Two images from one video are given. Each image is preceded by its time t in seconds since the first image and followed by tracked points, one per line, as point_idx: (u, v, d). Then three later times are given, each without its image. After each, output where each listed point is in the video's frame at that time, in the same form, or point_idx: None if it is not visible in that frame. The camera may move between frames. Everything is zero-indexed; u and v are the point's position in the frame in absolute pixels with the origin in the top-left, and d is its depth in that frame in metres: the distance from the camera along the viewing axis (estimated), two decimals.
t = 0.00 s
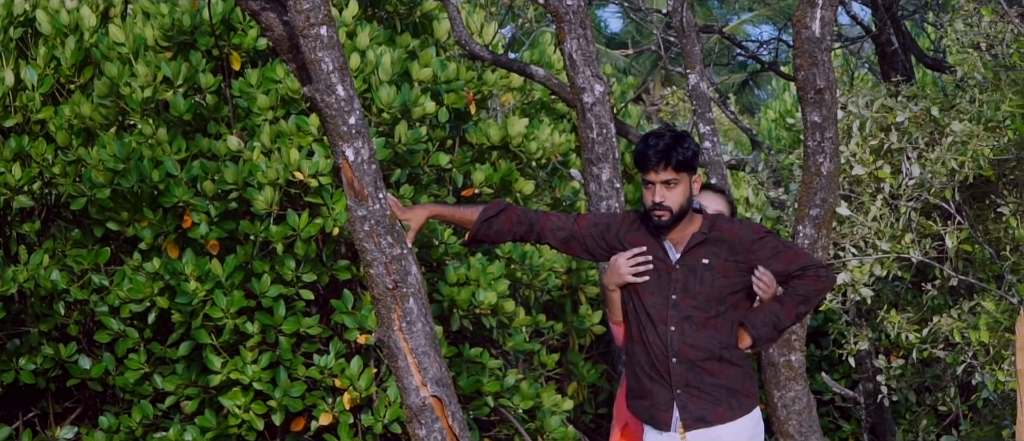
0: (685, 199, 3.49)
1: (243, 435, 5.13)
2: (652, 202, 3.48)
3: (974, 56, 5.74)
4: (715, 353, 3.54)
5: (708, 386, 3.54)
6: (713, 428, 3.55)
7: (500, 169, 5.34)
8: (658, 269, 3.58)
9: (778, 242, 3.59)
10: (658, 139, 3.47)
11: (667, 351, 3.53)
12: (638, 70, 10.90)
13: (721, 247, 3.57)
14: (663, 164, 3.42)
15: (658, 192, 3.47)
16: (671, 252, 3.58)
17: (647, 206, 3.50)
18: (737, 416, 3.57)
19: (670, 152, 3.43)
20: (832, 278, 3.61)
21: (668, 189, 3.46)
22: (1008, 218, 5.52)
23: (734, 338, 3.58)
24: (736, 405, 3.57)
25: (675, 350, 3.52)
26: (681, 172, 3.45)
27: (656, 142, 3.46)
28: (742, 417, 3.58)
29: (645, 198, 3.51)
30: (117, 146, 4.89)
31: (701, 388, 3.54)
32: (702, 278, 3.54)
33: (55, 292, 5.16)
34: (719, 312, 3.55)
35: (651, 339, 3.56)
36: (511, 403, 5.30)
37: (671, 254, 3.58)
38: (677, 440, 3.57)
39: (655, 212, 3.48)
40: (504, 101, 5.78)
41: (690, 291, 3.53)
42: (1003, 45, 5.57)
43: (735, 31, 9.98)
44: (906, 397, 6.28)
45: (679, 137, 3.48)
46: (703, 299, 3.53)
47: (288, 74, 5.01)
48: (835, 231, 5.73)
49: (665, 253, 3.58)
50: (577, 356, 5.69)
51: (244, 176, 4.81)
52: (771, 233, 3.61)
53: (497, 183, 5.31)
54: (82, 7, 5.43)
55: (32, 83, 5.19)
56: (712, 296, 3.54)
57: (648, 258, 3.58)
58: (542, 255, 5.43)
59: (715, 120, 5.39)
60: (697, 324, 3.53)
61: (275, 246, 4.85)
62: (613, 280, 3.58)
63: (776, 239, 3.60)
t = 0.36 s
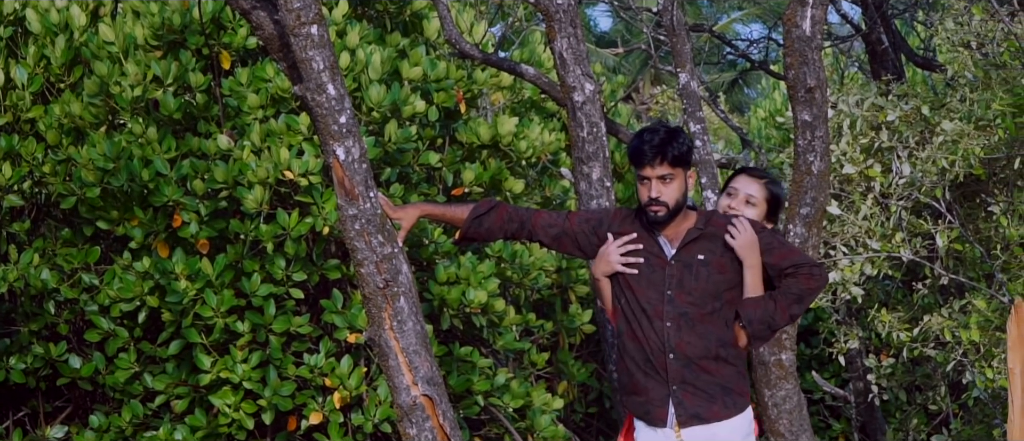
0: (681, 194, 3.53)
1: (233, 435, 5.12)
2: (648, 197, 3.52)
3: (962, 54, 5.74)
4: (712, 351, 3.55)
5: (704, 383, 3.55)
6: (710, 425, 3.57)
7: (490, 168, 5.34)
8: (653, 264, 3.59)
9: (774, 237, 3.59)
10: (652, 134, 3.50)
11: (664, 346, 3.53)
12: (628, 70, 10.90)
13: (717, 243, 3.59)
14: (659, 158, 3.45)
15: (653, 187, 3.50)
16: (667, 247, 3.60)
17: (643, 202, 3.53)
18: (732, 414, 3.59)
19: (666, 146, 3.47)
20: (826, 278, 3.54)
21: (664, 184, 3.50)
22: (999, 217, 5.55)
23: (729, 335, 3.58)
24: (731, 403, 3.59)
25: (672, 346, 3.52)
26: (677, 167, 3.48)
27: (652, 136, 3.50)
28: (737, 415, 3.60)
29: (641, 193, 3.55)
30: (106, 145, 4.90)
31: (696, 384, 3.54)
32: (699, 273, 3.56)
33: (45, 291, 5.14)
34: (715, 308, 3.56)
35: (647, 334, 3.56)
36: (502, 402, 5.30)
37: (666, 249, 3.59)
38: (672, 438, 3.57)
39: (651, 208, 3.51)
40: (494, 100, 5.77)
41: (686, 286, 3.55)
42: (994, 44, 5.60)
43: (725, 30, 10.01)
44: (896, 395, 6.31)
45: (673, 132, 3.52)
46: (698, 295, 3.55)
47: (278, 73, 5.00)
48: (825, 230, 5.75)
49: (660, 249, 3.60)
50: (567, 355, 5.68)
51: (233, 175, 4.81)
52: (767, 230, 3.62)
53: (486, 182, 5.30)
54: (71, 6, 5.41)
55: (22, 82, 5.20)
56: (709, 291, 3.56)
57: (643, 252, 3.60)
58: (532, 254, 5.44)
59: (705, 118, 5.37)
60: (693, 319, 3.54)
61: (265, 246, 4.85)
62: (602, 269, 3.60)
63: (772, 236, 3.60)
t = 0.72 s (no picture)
0: (678, 190, 3.55)
1: (225, 434, 5.12)
2: (646, 194, 3.53)
3: (956, 54, 5.76)
4: (703, 350, 3.55)
5: (695, 382, 3.55)
6: (701, 425, 3.56)
7: (482, 167, 5.35)
8: (645, 263, 3.61)
9: (769, 240, 3.60)
10: (650, 130, 3.52)
11: (655, 345, 3.54)
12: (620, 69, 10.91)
13: (711, 243, 3.60)
14: (658, 154, 3.47)
15: (650, 185, 3.52)
16: (661, 245, 3.62)
17: (640, 199, 3.55)
18: (725, 413, 3.57)
19: (664, 143, 3.48)
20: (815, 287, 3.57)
21: (662, 181, 3.52)
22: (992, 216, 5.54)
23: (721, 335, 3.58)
24: (723, 402, 3.57)
25: (663, 345, 3.53)
26: (675, 164, 3.51)
27: (649, 133, 3.51)
28: (730, 414, 3.58)
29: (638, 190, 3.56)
30: (99, 144, 4.89)
31: (688, 384, 3.55)
32: (691, 272, 3.57)
33: (37, 290, 5.14)
34: (708, 307, 3.56)
35: (639, 333, 3.57)
36: (494, 401, 5.31)
37: (660, 247, 3.61)
38: (664, 438, 3.58)
39: (648, 205, 3.53)
40: (486, 100, 5.81)
41: (677, 285, 3.56)
42: (987, 43, 5.62)
43: (717, 29, 10.03)
44: (889, 395, 6.32)
45: (670, 128, 3.53)
46: (690, 293, 3.55)
47: (271, 73, 5.00)
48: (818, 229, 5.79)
49: (654, 247, 3.62)
50: (560, 354, 5.68)
51: (225, 175, 4.81)
52: (763, 232, 3.62)
53: (479, 181, 5.32)
54: (64, 5, 5.40)
55: (14, 82, 5.22)
56: (700, 290, 3.56)
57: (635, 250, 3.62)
58: (525, 253, 5.47)
59: (698, 118, 5.39)
60: (685, 318, 3.54)
61: (257, 245, 4.84)
62: (597, 273, 3.62)
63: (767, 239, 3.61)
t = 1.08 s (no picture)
0: (670, 190, 3.55)
1: (219, 433, 5.11)
2: (640, 195, 3.53)
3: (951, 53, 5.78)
4: (692, 352, 3.56)
5: (684, 383, 3.56)
6: (691, 426, 3.57)
7: (477, 166, 5.34)
8: (634, 266, 3.64)
9: (758, 242, 3.56)
10: (641, 131, 3.52)
11: (644, 349, 3.57)
12: (614, 68, 10.91)
13: (700, 245, 3.59)
14: (652, 155, 3.48)
15: (644, 185, 3.51)
16: (649, 248, 3.63)
17: (634, 199, 3.54)
18: (715, 413, 3.58)
19: (657, 143, 3.49)
20: (806, 287, 3.51)
21: (656, 181, 3.52)
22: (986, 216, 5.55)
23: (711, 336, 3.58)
24: (714, 402, 3.58)
25: (651, 348, 3.55)
26: (668, 164, 3.52)
27: (642, 134, 3.51)
28: (721, 414, 3.58)
29: (631, 191, 3.55)
30: (93, 143, 4.86)
31: (677, 386, 3.56)
32: (678, 274, 3.57)
33: (31, 288, 5.13)
34: (696, 309, 3.55)
35: (629, 336, 3.61)
36: (488, 400, 5.31)
37: (649, 249, 3.63)
38: (655, 439, 3.61)
39: (642, 205, 3.52)
40: (480, 99, 5.80)
41: (665, 288, 3.57)
42: (981, 43, 5.63)
43: (711, 29, 10.04)
44: (883, 394, 6.33)
45: (662, 129, 3.54)
46: (678, 296, 3.55)
47: (265, 72, 5.00)
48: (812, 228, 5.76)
49: (642, 250, 3.63)
50: (553, 353, 5.68)
51: (220, 174, 4.79)
52: (753, 233, 3.58)
53: (473, 180, 5.29)
54: (58, 4, 5.40)
55: (8, 80, 5.15)
56: (688, 293, 3.56)
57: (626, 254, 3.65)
58: (518, 252, 5.46)
59: (692, 117, 5.37)
60: (673, 321, 3.55)
61: (252, 243, 4.84)
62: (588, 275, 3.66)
63: (757, 239, 3.57)
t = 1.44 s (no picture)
0: (666, 196, 3.58)
1: (215, 433, 5.11)
2: (641, 202, 3.56)
3: (946, 52, 5.78)
4: (682, 355, 3.61)
5: (675, 385, 3.62)
6: (683, 427, 3.63)
7: (471, 166, 5.34)
8: (625, 271, 3.68)
9: (747, 250, 3.61)
10: (636, 139, 3.54)
11: (634, 352, 3.63)
12: (608, 68, 10.91)
13: (689, 251, 3.63)
14: (652, 162, 3.51)
15: (645, 193, 3.55)
16: (639, 252, 3.68)
17: (635, 207, 3.56)
18: (706, 414, 3.64)
19: (655, 149, 3.53)
20: (793, 294, 3.57)
21: (656, 188, 3.56)
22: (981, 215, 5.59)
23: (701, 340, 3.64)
24: (705, 403, 3.64)
25: (642, 352, 3.61)
26: (665, 170, 3.56)
27: (638, 142, 3.53)
28: (712, 415, 3.64)
29: (630, 199, 3.58)
30: (88, 143, 4.88)
31: (668, 388, 3.62)
32: (667, 280, 3.62)
33: (26, 288, 5.12)
34: (686, 314, 3.61)
35: (620, 340, 3.66)
36: (483, 400, 5.31)
37: (639, 254, 3.67)
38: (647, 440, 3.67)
39: (643, 212, 3.55)
40: (475, 98, 5.84)
41: (654, 293, 3.61)
42: (976, 41, 5.62)
43: (705, 28, 10.05)
44: (878, 393, 6.34)
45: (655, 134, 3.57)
46: (668, 302, 3.60)
47: (260, 71, 4.99)
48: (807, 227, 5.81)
49: (633, 255, 3.68)
50: (548, 352, 5.68)
51: (215, 173, 4.80)
52: (742, 241, 3.63)
53: (468, 180, 5.28)
54: (53, 4, 5.39)
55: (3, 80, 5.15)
56: (677, 298, 3.61)
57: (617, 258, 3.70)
58: (513, 252, 5.45)
59: (687, 116, 5.37)
60: (663, 325, 3.61)
61: (247, 243, 4.83)
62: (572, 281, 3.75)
63: (745, 247, 3.62)
